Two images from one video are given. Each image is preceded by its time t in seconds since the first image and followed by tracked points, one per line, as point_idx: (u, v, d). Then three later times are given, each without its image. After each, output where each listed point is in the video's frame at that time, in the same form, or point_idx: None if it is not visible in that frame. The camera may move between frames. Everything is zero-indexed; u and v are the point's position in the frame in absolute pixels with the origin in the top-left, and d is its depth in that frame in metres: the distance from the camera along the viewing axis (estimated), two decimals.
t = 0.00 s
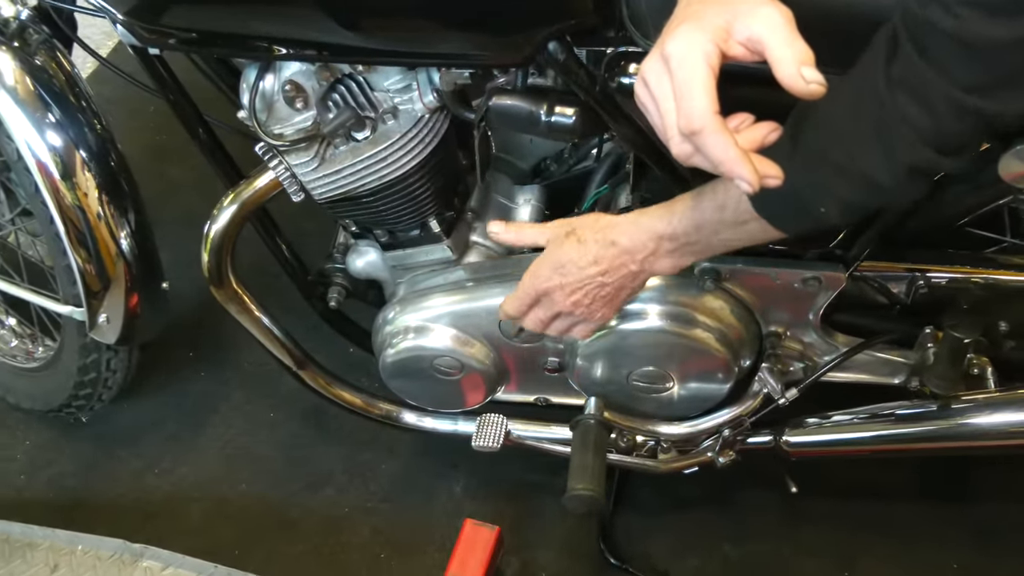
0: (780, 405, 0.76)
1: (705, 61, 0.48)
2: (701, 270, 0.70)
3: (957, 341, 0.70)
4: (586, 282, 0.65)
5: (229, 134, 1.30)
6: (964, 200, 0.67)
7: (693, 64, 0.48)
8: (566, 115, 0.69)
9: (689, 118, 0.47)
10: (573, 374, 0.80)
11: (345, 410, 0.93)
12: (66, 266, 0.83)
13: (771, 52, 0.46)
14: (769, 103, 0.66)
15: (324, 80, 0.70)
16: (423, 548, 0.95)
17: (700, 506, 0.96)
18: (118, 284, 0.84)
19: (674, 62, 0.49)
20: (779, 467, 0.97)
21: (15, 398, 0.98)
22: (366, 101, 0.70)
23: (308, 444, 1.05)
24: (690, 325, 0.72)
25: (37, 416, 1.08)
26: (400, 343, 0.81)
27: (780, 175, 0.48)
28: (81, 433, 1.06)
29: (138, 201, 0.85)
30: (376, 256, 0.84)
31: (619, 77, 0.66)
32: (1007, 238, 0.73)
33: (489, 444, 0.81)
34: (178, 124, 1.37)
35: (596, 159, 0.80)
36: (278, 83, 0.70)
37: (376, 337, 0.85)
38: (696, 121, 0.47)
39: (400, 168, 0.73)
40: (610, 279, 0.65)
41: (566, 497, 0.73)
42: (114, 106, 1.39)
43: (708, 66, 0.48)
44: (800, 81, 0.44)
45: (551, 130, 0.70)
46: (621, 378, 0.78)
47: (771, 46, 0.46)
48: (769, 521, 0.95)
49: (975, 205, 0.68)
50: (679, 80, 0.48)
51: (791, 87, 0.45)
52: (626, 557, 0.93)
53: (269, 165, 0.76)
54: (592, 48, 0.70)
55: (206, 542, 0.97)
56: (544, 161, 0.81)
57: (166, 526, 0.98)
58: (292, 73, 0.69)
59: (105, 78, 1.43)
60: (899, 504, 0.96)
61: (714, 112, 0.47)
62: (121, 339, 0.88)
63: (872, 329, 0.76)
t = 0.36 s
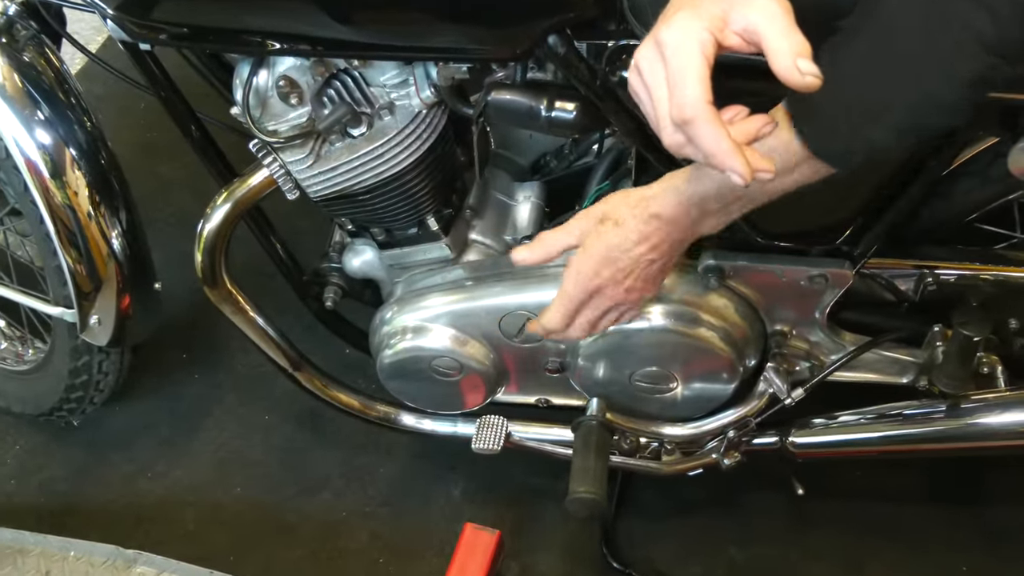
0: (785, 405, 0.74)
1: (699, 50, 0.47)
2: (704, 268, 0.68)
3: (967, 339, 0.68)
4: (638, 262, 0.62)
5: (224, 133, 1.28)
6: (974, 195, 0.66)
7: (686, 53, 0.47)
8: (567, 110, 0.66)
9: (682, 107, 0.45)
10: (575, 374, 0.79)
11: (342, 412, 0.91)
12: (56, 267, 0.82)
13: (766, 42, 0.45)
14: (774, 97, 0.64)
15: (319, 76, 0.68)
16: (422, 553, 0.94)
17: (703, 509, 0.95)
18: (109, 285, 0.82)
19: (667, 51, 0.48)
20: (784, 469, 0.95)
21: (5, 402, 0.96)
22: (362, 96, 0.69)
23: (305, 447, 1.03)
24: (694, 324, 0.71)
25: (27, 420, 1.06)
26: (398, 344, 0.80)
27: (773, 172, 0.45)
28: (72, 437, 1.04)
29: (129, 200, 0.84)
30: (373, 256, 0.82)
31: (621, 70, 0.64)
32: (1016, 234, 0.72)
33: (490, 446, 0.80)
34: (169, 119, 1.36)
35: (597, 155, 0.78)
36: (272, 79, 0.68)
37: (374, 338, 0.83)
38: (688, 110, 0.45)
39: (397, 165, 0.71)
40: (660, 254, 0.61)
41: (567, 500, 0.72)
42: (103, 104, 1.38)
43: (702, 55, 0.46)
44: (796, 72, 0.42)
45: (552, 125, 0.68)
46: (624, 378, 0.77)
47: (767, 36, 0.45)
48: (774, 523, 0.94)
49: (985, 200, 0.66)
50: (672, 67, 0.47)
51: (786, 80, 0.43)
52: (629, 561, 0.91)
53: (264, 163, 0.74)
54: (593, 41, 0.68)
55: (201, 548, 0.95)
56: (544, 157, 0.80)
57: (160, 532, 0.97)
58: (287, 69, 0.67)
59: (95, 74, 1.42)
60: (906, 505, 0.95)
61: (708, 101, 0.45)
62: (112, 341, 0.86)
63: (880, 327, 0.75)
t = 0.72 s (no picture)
0: (784, 408, 0.74)
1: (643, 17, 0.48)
2: (704, 271, 0.68)
3: (967, 342, 0.67)
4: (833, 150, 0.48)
5: (221, 134, 1.28)
6: (975, 199, 0.65)
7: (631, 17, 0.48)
8: (565, 111, 0.66)
9: (600, 62, 0.48)
10: (573, 377, 0.78)
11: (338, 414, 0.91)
12: (50, 268, 0.81)
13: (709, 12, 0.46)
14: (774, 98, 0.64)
15: (315, 76, 0.67)
16: (419, 556, 0.93)
17: (702, 511, 0.94)
18: (104, 287, 0.81)
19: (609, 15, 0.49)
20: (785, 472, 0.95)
21: None
22: (359, 97, 0.68)
23: (301, 450, 1.03)
24: (692, 326, 0.70)
25: (21, 422, 1.06)
26: (395, 346, 0.79)
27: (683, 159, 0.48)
28: (66, 439, 1.04)
29: (124, 200, 0.83)
30: (369, 257, 0.82)
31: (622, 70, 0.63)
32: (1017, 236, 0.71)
33: (487, 450, 0.80)
34: (165, 119, 1.35)
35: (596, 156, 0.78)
36: (267, 79, 0.67)
37: (370, 340, 0.83)
38: (604, 69, 0.47)
39: (394, 166, 0.70)
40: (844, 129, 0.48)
41: (566, 503, 0.71)
42: (98, 104, 1.38)
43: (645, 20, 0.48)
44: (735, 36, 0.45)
45: (550, 126, 0.67)
46: (622, 381, 0.77)
47: (710, 10, 0.46)
48: (774, 527, 0.93)
49: (987, 204, 0.66)
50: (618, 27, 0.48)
51: (717, 51, 0.45)
52: (627, 564, 0.91)
53: (259, 164, 0.73)
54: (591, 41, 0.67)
55: (196, 551, 0.95)
56: (541, 158, 0.80)
57: (154, 535, 0.96)
58: (283, 69, 0.67)
59: (90, 74, 1.41)
60: (906, 508, 0.94)
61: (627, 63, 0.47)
62: (106, 343, 0.85)
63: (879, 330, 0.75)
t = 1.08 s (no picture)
0: (786, 407, 0.73)
1: None
2: (706, 269, 0.67)
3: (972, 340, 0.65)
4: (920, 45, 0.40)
5: (218, 133, 1.27)
6: (980, 197, 0.65)
7: None
8: (565, 109, 0.65)
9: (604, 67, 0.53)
10: (574, 376, 0.78)
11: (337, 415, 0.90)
12: (47, 268, 0.81)
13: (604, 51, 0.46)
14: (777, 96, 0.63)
15: (314, 75, 0.66)
16: (419, 557, 0.93)
17: (703, 512, 0.94)
18: (101, 287, 0.81)
19: None
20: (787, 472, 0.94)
21: None
22: (358, 95, 0.67)
23: (300, 452, 1.02)
24: (694, 325, 0.70)
25: (17, 424, 1.05)
26: (394, 346, 0.79)
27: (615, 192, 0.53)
28: (63, 441, 1.03)
29: (121, 200, 0.82)
30: (369, 257, 0.82)
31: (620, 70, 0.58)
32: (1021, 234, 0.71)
33: (488, 450, 0.79)
34: (162, 119, 1.35)
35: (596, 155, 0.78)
36: (266, 78, 0.66)
37: (369, 340, 0.82)
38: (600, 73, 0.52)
39: (393, 165, 0.70)
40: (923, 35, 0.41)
41: (567, 504, 0.70)
42: (95, 103, 1.37)
43: None
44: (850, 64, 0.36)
45: (550, 124, 0.67)
46: (623, 381, 0.76)
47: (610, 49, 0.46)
48: (775, 527, 0.93)
49: (991, 202, 0.65)
50: None
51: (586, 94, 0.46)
52: (628, 565, 0.90)
53: (257, 163, 0.72)
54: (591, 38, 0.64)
55: (194, 554, 0.94)
56: (541, 157, 0.81)
57: (152, 537, 0.95)
58: (281, 67, 0.66)
59: (86, 73, 1.41)
60: (908, 508, 0.94)
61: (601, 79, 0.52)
62: (104, 344, 0.85)
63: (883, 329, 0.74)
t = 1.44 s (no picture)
0: (786, 407, 0.73)
1: None
2: (704, 268, 0.67)
3: (973, 339, 0.65)
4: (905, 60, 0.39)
5: (213, 133, 1.27)
6: (980, 194, 0.64)
7: None
8: (563, 107, 0.65)
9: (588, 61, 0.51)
10: (572, 377, 0.77)
11: (334, 417, 0.89)
12: (41, 270, 0.80)
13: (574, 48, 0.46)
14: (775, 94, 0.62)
15: (308, 73, 0.66)
16: (416, 559, 0.92)
17: (703, 512, 0.93)
18: (95, 288, 0.80)
19: None
20: (786, 472, 0.94)
21: None
22: (353, 94, 0.67)
23: (298, 453, 1.02)
24: (693, 324, 0.69)
25: (12, 427, 1.05)
26: (391, 347, 0.78)
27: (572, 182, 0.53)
28: (58, 444, 1.03)
29: (114, 201, 0.82)
30: (365, 256, 0.81)
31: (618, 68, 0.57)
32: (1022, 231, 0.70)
33: (486, 451, 0.78)
34: (156, 119, 1.34)
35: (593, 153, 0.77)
36: (260, 77, 0.66)
37: (366, 340, 0.81)
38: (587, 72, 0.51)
39: (389, 164, 0.69)
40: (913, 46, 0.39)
41: (566, 505, 0.69)
42: (88, 103, 1.36)
43: None
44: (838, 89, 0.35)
45: (548, 123, 0.66)
46: (622, 381, 0.76)
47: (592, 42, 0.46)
48: (774, 526, 0.92)
49: (992, 199, 0.65)
50: None
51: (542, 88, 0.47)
52: (628, 566, 0.90)
53: (252, 163, 0.71)
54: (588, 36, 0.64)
55: (190, 556, 0.93)
56: (539, 156, 0.81)
57: (148, 541, 0.95)
58: (275, 66, 0.65)
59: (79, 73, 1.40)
60: (908, 506, 0.94)
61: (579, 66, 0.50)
62: (98, 345, 0.84)
63: (884, 327, 0.74)
